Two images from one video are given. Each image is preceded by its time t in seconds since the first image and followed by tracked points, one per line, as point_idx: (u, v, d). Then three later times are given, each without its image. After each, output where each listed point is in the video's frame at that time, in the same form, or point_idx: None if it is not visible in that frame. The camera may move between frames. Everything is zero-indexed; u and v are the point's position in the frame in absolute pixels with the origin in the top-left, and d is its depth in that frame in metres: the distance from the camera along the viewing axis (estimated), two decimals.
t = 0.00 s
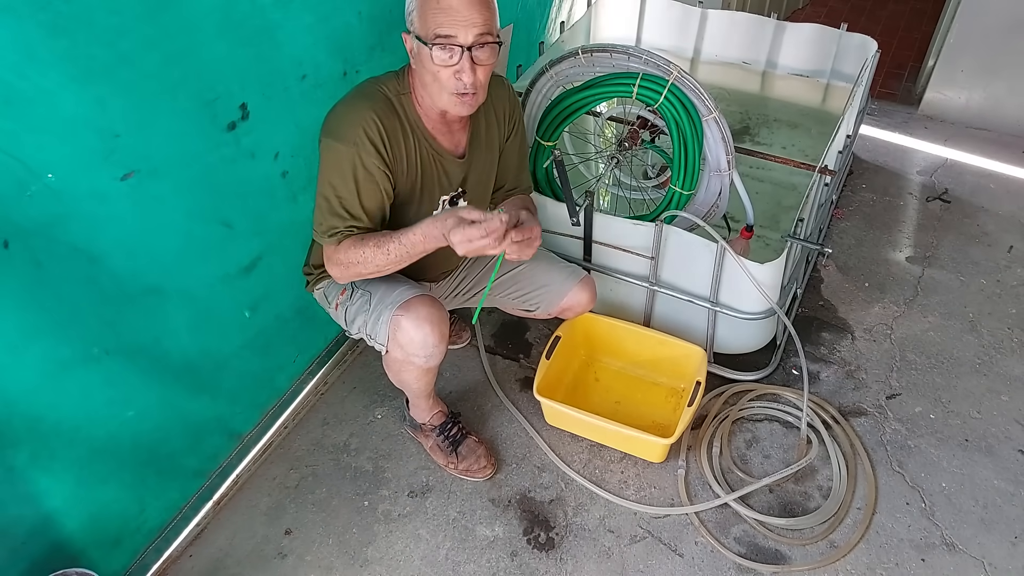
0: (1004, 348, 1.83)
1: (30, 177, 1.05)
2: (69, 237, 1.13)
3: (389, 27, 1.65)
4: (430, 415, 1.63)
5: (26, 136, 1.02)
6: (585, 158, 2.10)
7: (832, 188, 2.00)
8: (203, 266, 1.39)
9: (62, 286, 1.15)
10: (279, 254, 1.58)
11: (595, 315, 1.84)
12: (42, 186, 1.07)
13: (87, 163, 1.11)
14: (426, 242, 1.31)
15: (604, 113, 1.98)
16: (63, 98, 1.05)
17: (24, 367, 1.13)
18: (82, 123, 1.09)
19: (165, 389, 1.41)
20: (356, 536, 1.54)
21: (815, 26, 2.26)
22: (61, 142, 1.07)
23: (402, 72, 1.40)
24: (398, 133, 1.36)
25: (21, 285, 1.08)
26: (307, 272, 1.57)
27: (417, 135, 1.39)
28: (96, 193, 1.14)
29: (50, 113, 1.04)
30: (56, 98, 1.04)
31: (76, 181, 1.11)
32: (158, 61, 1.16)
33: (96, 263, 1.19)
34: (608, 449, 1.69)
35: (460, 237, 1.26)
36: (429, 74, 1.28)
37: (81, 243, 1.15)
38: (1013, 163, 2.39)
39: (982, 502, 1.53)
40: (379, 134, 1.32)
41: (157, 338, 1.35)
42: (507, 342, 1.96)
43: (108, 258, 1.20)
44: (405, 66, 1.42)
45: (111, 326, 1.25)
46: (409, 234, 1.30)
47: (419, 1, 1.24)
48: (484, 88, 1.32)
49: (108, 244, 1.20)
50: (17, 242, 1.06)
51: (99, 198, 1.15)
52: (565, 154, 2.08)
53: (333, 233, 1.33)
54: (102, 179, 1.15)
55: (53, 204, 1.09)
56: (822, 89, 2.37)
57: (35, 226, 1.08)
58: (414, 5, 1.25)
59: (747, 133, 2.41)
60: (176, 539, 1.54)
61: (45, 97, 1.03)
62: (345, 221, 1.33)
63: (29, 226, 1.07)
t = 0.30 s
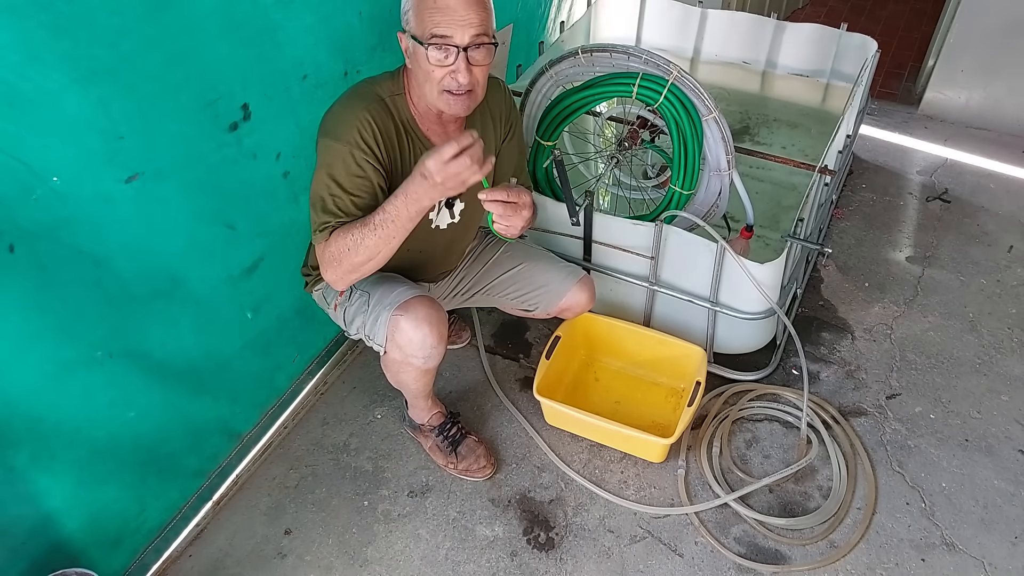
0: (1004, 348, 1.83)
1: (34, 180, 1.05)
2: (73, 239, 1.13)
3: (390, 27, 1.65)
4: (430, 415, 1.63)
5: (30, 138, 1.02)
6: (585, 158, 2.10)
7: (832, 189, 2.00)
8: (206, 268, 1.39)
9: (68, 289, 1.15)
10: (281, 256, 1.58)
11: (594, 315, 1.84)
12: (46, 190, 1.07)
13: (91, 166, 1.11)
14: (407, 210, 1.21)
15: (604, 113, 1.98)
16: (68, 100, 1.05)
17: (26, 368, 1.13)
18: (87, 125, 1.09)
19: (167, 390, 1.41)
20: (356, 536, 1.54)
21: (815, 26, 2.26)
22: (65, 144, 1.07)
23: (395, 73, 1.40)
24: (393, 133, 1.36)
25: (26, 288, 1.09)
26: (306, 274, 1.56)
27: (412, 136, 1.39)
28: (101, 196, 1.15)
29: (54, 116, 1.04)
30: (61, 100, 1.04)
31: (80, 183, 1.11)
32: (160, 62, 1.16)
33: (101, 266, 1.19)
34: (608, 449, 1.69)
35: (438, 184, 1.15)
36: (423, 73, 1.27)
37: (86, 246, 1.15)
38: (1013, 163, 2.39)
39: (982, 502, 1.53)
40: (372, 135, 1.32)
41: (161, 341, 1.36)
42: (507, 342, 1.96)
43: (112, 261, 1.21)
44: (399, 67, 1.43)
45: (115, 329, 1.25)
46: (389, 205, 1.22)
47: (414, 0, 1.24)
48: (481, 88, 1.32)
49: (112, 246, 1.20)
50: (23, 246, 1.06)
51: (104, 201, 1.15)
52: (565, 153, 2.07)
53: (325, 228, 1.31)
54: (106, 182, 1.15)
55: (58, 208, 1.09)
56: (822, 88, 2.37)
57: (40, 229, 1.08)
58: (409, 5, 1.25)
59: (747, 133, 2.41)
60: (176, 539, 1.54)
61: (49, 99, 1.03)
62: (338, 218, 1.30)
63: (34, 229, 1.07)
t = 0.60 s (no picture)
0: (1004, 347, 1.83)
1: (37, 182, 1.05)
2: (76, 241, 1.13)
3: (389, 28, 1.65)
4: (430, 415, 1.63)
5: (33, 140, 1.03)
6: (585, 158, 2.10)
7: (832, 189, 2.00)
8: (207, 269, 1.39)
9: (70, 289, 1.15)
10: (282, 256, 1.58)
11: (595, 315, 1.84)
12: (49, 192, 1.07)
13: (93, 167, 1.12)
14: (409, 203, 1.23)
15: (604, 113, 1.98)
16: (70, 101, 1.05)
17: (28, 369, 1.14)
18: (89, 126, 1.09)
19: (168, 390, 1.41)
20: (356, 536, 1.54)
21: (816, 26, 2.26)
22: (67, 146, 1.07)
23: (392, 73, 1.40)
24: (391, 133, 1.36)
25: (29, 289, 1.09)
26: (307, 276, 1.56)
27: (410, 136, 1.40)
28: (103, 198, 1.15)
29: (56, 117, 1.04)
30: (63, 101, 1.05)
31: (83, 185, 1.11)
32: (162, 63, 1.16)
33: (103, 267, 1.19)
34: (608, 449, 1.69)
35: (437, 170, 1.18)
36: (422, 74, 1.28)
37: (88, 247, 1.16)
38: (1013, 163, 2.39)
39: (982, 501, 1.53)
40: (371, 135, 1.32)
41: (163, 342, 1.36)
42: (507, 342, 1.96)
43: (114, 262, 1.21)
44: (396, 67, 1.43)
45: (118, 329, 1.26)
46: (391, 199, 1.24)
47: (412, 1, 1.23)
48: (478, 89, 1.32)
49: (114, 248, 1.20)
50: (26, 247, 1.07)
51: (106, 202, 1.16)
52: (565, 154, 2.08)
53: (327, 229, 1.31)
54: (108, 183, 1.15)
55: (61, 209, 1.10)
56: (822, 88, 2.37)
57: (43, 230, 1.08)
58: (407, 6, 1.24)
59: (747, 133, 2.41)
60: (176, 539, 1.54)
61: (51, 100, 1.03)
62: (340, 217, 1.31)
63: (38, 231, 1.08)
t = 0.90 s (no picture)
0: (1004, 347, 1.83)
1: (32, 179, 1.05)
2: (72, 239, 1.13)
3: (386, 28, 1.64)
4: (430, 415, 1.63)
5: (28, 138, 1.02)
6: (584, 158, 2.10)
7: (832, 189, 2.00)
8: (204, 267, 1.39)
9: (67, 287, 1.15)
10: (281, 255, 1.58)
11: (595, 315, 1.84)
12: (44, 189, 1.07)
13: (89, 165, 1.11)
14: (407, 191, 1.23)
15: (604, 113, 1.98)
16: (65, 99, 1.05)
17: (26, 369, 1.14)
18: (85, 124, 1.09)
19: (166, 390, 1.41)
20: (356, 536, 1.54)
21: (816, 25, 2.26)
22: (63, 144, 1.07)
23: (389, 73, 1.40)
24: (391, 132, 1.36)
25: (25, 288, 1.09)
26: (307, 275, 1.56)
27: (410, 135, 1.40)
28: (99, 196, 1.15)
29: (51, 115, 1.04)
30: (58, 99, 1.04)
31: (79, 182, 1.11)
32: (157, 61, 1.16)
33: (99, 265, 1.19)
34: (608, 449, 1.69)
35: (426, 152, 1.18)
36: (423, 74, 1.27)
37: (85, 246, 1.15)
38: (1013, 163, 2.38)
39: (982, 501, 1.53)
40: (372, 136, 1.32)
41: (160, 341, 1.35)
42: (506, 342, 1.96)
43: (110, 261, 1.21)
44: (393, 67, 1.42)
45: (115, 328, 1.25)
46: (391, 195, 1.24)
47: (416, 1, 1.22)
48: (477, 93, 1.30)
49: (110, 246, 1.19)
50: (22, 246, 1.07)
51: (102, 200, 1.15)
52: (565, 153, 2.07)
53: (332, 227, 1.31)
54: (104, 181, 1.15)
55: (56, 207, 1.09)
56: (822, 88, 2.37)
57: (39, 229, 1.08)
58: (410, 7, 1.23)
59: (747, 133, 2.41)
60: (176, 539, 1.54)
61: (46, 98, 1.03)
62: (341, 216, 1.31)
63: (33, 228, 1.07)
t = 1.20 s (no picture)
0: (1004, 347, 1.83)
1: (27, 176, 1.05)
2: (68, 237, 1.13)
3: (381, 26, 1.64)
4: (430, 415, 1.63)
5: (23, 136, 1.03)
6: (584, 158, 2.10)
7: (832, 189, 2.00)
8: (200, 266, 1.39)
9: (63, 285, 1.15)
10: (279, 255, 1.58)
11: (595, 315, 1.84)
12: (39, 186, 1.07)
13: (84, 163, 1.11)
14: (391, 173, 1.25)
15: (604, 113, 1.98)
16: (60, 97, 1.05)
17: (24, 369, 1.14)
18: (80, 122, 1.09)
19: (165, 389, 1.41)
20: (356, 536, 1.54)
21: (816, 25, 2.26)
22: (58, 142, 1.07)
23: (382, 66, 1.42)
24: (383, 123, 1.37)
25: (21, 286, 1.09)
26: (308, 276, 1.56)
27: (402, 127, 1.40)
28: (94, 193, 1.15)
29: (47, 112, 1.04)
30: (53, 97, 1.04)
31: (74, 179, 1.11)
32: (153, 59, 1.16)
33: (95, 263, 1.19)
34: (608, 449, 1.69)
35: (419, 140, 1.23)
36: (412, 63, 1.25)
37: (81, 243, 1.15)
38: (1013, 163, 2.38)
39: (982, 501, 1.53)
40: (363, 124, 1.34)
41: (158, 340, 1.35)
42: (506, 342, 1.96)
43: (106, 259, 1.21)
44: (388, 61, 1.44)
45: (111, 327, 1.25)
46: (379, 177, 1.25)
47: None
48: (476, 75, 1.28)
49: (106, 244, 1.19)
50: (17, 243, 1.07)
51: (97, 198, 1.15)
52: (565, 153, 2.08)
53: (317, 214, 1.31)
54: (99, 178, 1.15)
55: (51, 204, 1.10)
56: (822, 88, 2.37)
57: (34, 226, 1.08)
58: None
59: (747, 133, 2.41)
60: (176, 539, 1.54)
61: (41, 95, 1.03)
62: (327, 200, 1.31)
63: (27, 225, 1.07)
